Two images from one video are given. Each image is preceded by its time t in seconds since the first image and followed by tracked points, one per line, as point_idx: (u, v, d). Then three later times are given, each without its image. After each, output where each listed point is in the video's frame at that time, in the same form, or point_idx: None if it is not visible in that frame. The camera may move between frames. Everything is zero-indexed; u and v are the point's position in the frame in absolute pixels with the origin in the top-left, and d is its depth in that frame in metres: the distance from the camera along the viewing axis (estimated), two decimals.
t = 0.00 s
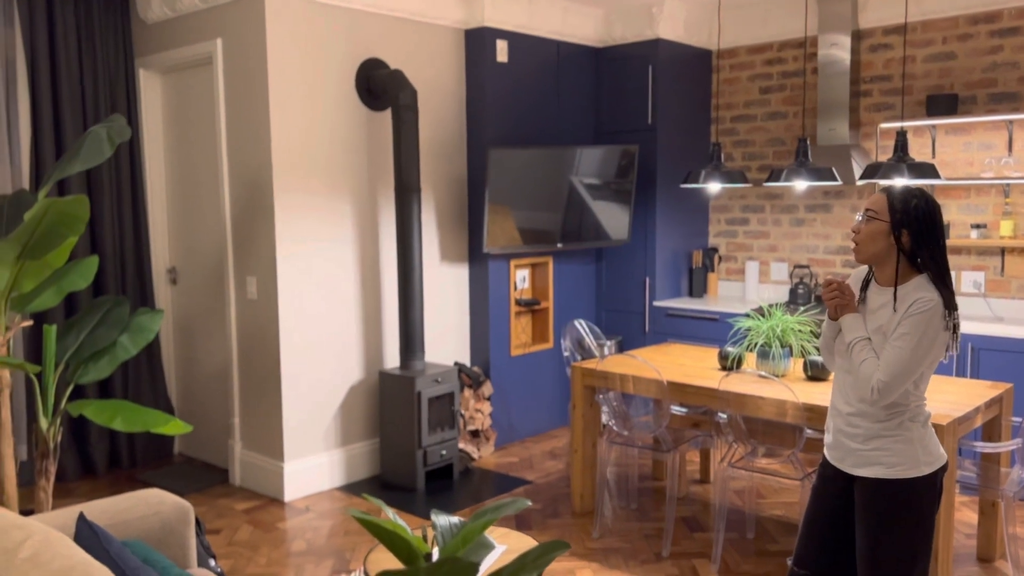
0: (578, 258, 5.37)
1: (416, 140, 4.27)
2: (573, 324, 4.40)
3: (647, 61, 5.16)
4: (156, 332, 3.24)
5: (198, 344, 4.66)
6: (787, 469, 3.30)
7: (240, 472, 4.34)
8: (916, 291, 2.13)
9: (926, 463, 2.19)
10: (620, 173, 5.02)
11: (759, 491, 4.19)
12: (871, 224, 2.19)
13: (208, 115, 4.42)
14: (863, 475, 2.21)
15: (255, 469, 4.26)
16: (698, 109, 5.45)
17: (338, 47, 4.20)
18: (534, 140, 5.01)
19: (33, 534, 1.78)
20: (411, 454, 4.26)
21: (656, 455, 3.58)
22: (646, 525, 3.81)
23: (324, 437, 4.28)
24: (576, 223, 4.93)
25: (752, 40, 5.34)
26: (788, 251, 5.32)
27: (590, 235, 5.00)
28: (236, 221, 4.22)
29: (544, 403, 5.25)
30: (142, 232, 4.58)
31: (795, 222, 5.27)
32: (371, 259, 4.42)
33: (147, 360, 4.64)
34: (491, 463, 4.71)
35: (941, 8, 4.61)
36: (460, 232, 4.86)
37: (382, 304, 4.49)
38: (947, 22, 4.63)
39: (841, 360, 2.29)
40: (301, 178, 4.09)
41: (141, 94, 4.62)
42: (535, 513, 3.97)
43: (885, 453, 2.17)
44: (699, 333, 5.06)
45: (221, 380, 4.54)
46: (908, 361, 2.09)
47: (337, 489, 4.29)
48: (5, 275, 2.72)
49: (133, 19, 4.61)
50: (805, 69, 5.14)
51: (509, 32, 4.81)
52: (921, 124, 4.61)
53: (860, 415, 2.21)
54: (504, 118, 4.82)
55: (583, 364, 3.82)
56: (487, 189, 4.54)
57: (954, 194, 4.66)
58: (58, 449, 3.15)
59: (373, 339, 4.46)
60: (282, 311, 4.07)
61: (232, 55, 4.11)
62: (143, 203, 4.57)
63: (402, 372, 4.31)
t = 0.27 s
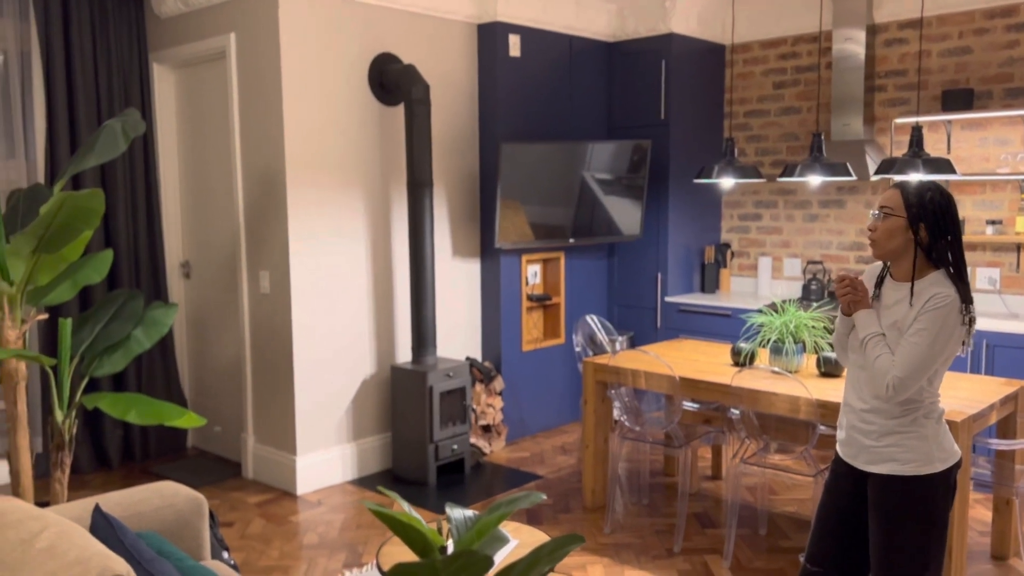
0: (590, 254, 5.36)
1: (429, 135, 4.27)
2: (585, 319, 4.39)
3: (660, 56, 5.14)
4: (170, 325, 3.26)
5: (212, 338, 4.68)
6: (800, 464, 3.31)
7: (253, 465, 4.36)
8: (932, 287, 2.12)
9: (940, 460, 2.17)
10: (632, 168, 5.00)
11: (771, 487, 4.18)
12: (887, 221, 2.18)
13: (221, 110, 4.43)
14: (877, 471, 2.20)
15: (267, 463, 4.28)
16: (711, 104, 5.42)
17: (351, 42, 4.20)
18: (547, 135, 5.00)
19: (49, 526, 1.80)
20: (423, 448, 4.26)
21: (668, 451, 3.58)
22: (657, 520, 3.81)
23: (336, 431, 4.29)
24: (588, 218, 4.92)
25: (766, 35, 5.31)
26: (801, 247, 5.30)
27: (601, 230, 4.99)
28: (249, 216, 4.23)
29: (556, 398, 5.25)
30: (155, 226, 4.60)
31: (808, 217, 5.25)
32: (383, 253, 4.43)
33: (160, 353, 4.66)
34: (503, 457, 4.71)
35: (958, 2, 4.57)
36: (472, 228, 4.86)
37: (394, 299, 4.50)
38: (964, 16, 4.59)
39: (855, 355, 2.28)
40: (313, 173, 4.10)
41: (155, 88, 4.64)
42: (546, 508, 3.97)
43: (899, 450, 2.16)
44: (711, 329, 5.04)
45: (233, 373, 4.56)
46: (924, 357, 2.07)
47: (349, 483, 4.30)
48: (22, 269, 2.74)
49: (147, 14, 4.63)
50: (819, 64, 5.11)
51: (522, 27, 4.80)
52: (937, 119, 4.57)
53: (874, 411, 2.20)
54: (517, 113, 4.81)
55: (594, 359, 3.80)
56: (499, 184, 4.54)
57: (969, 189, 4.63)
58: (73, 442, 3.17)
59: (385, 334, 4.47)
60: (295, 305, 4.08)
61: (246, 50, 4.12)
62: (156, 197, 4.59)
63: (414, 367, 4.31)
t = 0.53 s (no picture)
0: (605, 249, 5.35)
1: (444, 130, 4.27)
2: (600, 315, 4.38)
3: (676, 51, 5.12)
4: (187, 319, 3.26)
5: (228, 332, 4.71)
6: (816, 461, 3.31)
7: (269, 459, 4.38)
8: (953, 283, 2.10)
9: (958, 458, 2.15)
10: (647, 163, 4.99)
11: (787, 484, 4.17)
12: (907, 217, 2.16)
13: (238, 105, 4.45)
14: (894, 468, 2.18)
15: (283, 456, 4.30)
16: (728, 99, 5.40)
17: (367, 37, 4.21)
18: (562, 130, 4.99)
19: (69, 517, 1.82)
20: (438, 443, 4.27)
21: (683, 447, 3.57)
22: (672, 517, 3.80)
23: (351, 425, 4.31)
24: (603, 214, 4.91)
25: (784, 29, 5.28)
26: (819, 243, 5.26)
27: (617, 226, 4.98)
28: (266, 211, 4.25)
29: (570, 393, 5.24)
30: (173, 221, 4.63)
31: (826, 213, 5.22)
32: (399, 248, 4.44)
33: (178, 347, 4.69)
34: (517, 453, 4.72)
35: None
36: (487, 223, 4.86)
37: (409, 294, 4.51)
38: (985, 10, 4.55)
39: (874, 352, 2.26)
40: (329, 168, 4.11)
41: (172, 84, 4.66)
42: (561, 504, 3.97)
43: (917, 446, 2.15)
44: (727, 325, 5.02)
45: (250, 367, 4.59)
46: (943, 353, 2.06)
47: (364, 477, 4.32)
48: (42, 262, 2.78)
49: (165, 10, 4.65)
50: (838, 58, 5.07)
51: (538, 22, 4.79)
52: (957, 114, 4.53)
53: (892, 407, 2.19)
54: (532, 108, 4.81)
55: (610, 354, 3.80)
56: (515, 179, 4.53)
57: (989, 185, 4.58)
58: (92, 434, 3.19)
59: (400, 329, 4.48)
60: (311, 300, 4.10)
61: (262, 45, 4.14)
62: (174, 192, 4.62)
63: (429, 362, 4.32)
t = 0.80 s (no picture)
0: (624, 245, 5.34)
1: (464, 126, 4.27)
2: (619, 311, 4.37)
3: (697, 46, 5.09)
4: (209, 314, 3.30)
5: (249, 327, 4.74)
6: (836, 459, 3.27)
7: (289, 453, 4.41)
8: (978, 281, 2.08)
9: (981, 457, 2.13)
10: (667, 160, 4.97)
11: (807, 482, 4.14)
12: (933, 214, 2.13)
13: (259, 101, 4.47)
14: (915, 465, 2.16)
15: (303, 450, 4.32)
16: (748, 94, 5.36)
17: (387, 33, 4.21)
18: (582, 126, 4.98)
19: (92, 509, 1.84)
20: (456, 438, 4.28)
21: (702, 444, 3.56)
22: (690, 514, 3.79)
23: (370, 420, 4.32)
24: (622, 210, 4.90)
25: (806, 24, 5.23)
26: (840, 240, 5.22)
27: (635, 223, 4.97)
28: (286, 206, 4.27)
29: (588, 389, 5.23)
30: (194, 216, 4.67)
31: (847, 210, 5.17)
32: (417, 244, 4.45)
33: (199, 342, 4.73)
34: (535, 449, 4.72)
35: None
36: (506, 219, 4.86)
37: (428, 289, 4.52)
38: (1011, 4, 4.49)
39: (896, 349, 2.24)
40: (349, 163, 4.12)
41: (194, 80, 4.69)
42: (579, 500, 3.97)
43: (939, 445, 2.12)
44: (746, 322, 4.99)
45: (270, 362, 4.61)
46: (968, 351, 2.04)
47: (383, 472, 4.33)
48: (65, 257, 2.80)
49: (187, 6, 4.68)
50: (860, 53, 5.02)
51: (558, 17, 4.78)
52: (982, 110, 4.48)
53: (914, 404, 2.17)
54: (552, 103, 4.80)
55: (629, 351, 3.79)
56: (534, 175, 4.53)
57: (1014, 181, 4.53)
58: (115, 427, 3.22)
59: (418, 324, 4.49)
60: (331, 295, 4.12)
61: (283, 41, 4.15)
62: (195, 187, 4.65)
63: (447, 357, 4.33)
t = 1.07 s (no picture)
0: (647, 242, 5.32)
1: (486, 122, 4.27)
2: (641, 308, 4.36)
3: (720, 41, 5.05)
4: (233, 309, 3.33)
5: (272, 322, 4.77)
6: (861, 458, 3.23)
7: (312, 448, 4.44)
8: (1008, 279, 2.04)
9: (1010, 456, 2.11)
10: (689, 156, 4.94)
11: (830, 481, 4.11)
12: (962, 211, 2.11)
13: (282, 97, 4.49)
14: (942, 464, 2.14)
15: (325, 445, 4.35)
16: (773, 90, 5.32)
17: (410, 29, 4.22)
18: (604, 122, 4.97)
19: (119, 501, 1.86)
20: (477, 434, 4.29)
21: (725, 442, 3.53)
22: (713, 512, 3.77)
23: (392, 416, 4.34)
24: (644, 206, 4.88)
25: (832, 19, 5.18)
26: (865, 237, 5.17)
27: (658, 219, 4.94)
28: (309, 202, 4.30)
29: (610, 386, 5.22)
30: (219, 212, 4.70)
31: (873, 207, 5.12)
32: (440, 240, 4.46)
33: (223, 337, 4.77)
34: (556, 445, 4.72)
35: None
36: (527, 215, 4.85)
37: (449, 285, 4.53)
38: None
39: (925, 347, 2.22)
40: (372, 160, 4.14)
41: (219, 77, 4.73)
42: (600, 497, 3.96)
43: (967, 444, 2.10)
44: (770, 319, 4.96)
45: (293, 358, 4.64)
46: (998, 350, 2.01)
47: (404, 467, 4.35)
48: (93, 252, 2.83)
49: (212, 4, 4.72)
50: (887, 48, 4.96)
51: (581, 13, 4.77)
52: (1011, 105, 4.41)
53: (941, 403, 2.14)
54: (574, 99, 4.79)
55: (651, 348, 3.76)
56: (556, 172, 4.52)
57: None
58: (141, 421, 3.26)
59: (440, 320, 4.50)
60: (353, 291, 4.13)
61: (307, 38, 4.17)
62: (220, 184, 4.69)
63: (469, 353, 4.34)
